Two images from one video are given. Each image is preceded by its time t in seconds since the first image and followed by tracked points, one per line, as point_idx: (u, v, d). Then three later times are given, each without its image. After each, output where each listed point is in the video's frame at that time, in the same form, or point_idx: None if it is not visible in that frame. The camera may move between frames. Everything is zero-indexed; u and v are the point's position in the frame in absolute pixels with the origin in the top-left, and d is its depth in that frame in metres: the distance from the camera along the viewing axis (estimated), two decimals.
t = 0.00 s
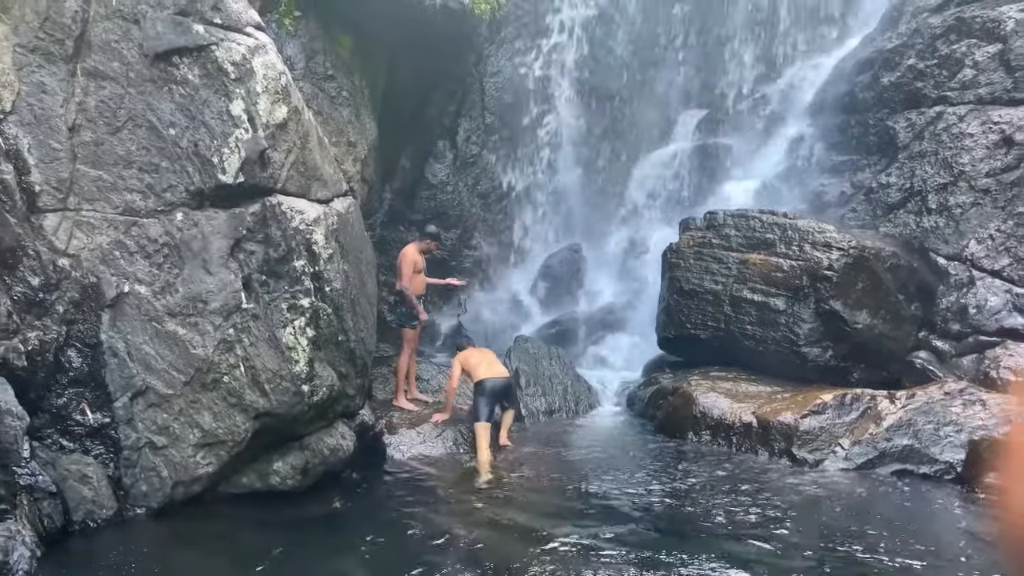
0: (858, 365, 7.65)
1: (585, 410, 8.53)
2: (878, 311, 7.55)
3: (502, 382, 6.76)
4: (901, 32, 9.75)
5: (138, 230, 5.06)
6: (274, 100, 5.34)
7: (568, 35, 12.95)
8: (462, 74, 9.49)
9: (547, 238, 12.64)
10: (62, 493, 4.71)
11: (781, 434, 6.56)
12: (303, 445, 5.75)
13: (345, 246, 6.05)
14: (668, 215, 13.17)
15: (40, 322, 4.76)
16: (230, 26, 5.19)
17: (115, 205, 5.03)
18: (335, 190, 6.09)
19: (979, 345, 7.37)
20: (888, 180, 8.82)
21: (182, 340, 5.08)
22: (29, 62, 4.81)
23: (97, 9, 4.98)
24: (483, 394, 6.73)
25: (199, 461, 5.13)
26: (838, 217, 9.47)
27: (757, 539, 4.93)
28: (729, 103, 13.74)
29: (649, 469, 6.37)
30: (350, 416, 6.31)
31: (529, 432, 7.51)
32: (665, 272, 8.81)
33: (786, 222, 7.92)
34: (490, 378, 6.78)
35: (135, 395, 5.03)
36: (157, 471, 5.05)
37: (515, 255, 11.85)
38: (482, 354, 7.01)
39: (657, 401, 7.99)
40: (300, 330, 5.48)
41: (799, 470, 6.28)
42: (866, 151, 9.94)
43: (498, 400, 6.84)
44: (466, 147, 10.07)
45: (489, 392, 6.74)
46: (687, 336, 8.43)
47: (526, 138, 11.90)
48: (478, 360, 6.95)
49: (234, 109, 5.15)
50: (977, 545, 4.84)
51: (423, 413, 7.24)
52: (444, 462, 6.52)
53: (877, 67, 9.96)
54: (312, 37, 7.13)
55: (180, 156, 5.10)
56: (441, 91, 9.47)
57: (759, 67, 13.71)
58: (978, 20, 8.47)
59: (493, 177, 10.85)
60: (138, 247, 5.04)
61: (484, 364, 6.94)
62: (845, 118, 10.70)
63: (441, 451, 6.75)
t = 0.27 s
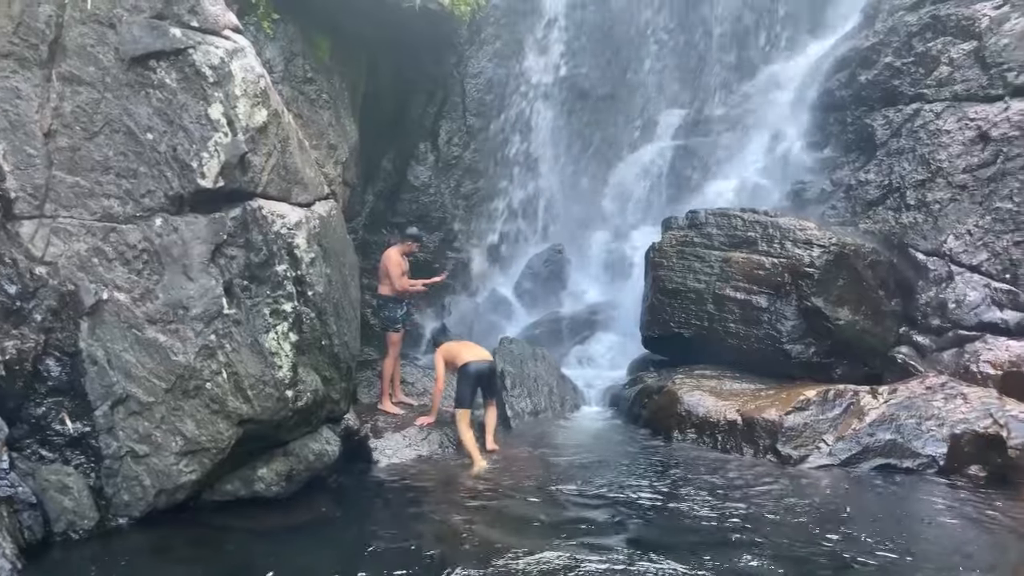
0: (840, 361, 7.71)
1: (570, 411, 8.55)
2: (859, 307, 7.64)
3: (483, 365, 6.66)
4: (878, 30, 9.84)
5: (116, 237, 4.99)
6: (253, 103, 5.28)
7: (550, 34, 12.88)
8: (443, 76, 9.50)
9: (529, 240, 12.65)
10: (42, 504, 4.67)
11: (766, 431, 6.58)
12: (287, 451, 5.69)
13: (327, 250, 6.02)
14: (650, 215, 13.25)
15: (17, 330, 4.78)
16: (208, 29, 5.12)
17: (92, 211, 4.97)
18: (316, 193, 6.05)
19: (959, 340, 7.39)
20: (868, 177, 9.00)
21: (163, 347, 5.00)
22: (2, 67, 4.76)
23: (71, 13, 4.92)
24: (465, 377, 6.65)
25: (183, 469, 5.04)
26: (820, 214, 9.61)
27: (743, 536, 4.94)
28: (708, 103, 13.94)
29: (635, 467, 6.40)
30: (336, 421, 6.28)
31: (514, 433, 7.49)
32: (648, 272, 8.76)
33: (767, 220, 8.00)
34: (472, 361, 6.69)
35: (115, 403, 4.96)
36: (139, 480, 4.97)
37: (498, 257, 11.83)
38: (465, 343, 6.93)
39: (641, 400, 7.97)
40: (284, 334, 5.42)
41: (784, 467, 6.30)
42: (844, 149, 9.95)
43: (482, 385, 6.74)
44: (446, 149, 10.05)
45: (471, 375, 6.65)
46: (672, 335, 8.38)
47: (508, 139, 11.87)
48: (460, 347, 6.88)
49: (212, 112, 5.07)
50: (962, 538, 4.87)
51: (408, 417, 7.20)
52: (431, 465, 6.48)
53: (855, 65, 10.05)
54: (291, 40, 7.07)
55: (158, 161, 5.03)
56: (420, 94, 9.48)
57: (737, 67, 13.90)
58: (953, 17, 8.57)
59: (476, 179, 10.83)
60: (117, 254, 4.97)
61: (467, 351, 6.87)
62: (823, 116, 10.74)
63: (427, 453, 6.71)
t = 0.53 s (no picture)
0: (818, 359, 7.77)
1: (551, 412, 8.53)
2: (836, 304, 7.71)
3: (460, 348, 6.73)
4: (850, 30, 9.96)
5: (88, 243, 4.89)
6: (228, 106, 5.23)
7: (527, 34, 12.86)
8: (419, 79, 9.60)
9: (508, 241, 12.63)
10: (15, 517, 4.58)
11: (745, 429, 6.65)
12: (267, 458, 5.64)
13: (304, 254, 5.96)
14: (628, 216, 13.28)
15: None
16: (180, 32, 5.07)
17: (63, 217, 4.87)
18: (293, 197, 6.01)
19: (934, 335, 7.47)
20: (842, 175, 9.09)
21: (138, 354, 4.91)
22: None
23: (39, 16, 4.83)
24: (443, 359, 6.74)
25: (159, 478, 4.98)
26: (795, 213, 9.68)
27: (726, 534, 4.93)
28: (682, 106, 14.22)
29: (615, 467, 6.41)
30: (314, 426, 6.24)
31: (495, 436, 7.46)
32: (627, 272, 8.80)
33: (744, 219, 8.06)
34: (450, 344, 6.77)
35: (89, 412, 4.86)
36: (114, 490, 4.88)
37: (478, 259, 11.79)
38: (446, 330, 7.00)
39: (623, 400, 7.95)
40: (261, 340, 5.36)
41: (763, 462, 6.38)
42: (818, 148, 10.01)
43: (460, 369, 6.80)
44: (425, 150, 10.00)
45: (448, 357, 6.74)
46: (651, 334, 8.39)
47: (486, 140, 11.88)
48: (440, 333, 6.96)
49: (186, 116, 5.03)
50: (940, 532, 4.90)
51: (388, 421, 7.15)
52: (412, 469, 6.44)
53: (828, 64, 10.12)
54: (265, 41, 7.01)
55: (131, 165, 4.95)
56: (395, 96, 9.52)
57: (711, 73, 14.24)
58: (924, 17, 8.67)
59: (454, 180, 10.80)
60: (89, 260, 4.88)
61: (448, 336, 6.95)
62: (797, 114, 10.67)
63: (408, 458, 6.66)
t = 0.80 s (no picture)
0: (796, 356, 7.86)
1: (532, 413, 8.54)
2: (813, 302, 7.80)
3: (437, 360, 6.80)
4: (824, 31, 10.07)
5: (62, 247, 4.83)
6: (203, 107, 5.15)
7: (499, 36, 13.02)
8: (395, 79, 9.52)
9: (486, 244, 12.75)
10: None
11: (725, 427, 6.67)
12: (246, 463, 5.56)
13: (282, 256, 5.93)
14: (608, 216, 13.36)
15: None
16: (154, 33, 4.99)
17: (36, 221, 4.82)
18: (271, 199, 5.98)
19: (909, 332, 7.55)
20: (817, 175, 9.18)
21: (113, 360, 4.84)
22: None
23: (9, 17, 4.76)
24: (421, 370, 6.83)
25: (136, 485, 4.91)
26: (771, 212, 9.76)
27: (707, 532, 4.95)
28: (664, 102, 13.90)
29: (595, 467, 6.42)
30: (294, 431, 6.20)
31: (476, 438, 7.46)
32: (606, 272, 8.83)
33: (722, 218, 8.12)
34: (427, 355, 6.82)
35: (65, 419, 4.80)
36: (90, 498, 4.82)
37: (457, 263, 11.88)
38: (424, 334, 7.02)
39: (603, 400, 8.04)
40: (239, 344, 5.30)
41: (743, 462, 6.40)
42: (793, 147, 10.10)
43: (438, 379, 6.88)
44: (402, 151, 9.93)
45: (426, 369, 6.82)
46: (631, 334, 8.42)
47: (463, 142, 11.93)
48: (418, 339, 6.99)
49: (161, 118, 4.96)
50: (918, 527, 4.95)
51: (369, 424, 7.13)
52: (393, 472, 6.42)
53: (803, 65, 10.20)
54: (240, 42, 6.95)
55: (104, 168, 4.88)
56: (373, 97, 9.40)
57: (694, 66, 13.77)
58: (896, 17, 8.79)
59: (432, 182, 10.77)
60: (62, 265, 4.81)
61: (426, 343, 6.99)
62: (773, 115, 10.79)
63: (388, 461, 6.63)
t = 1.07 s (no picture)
0: (777, 355, 7.98)
1: (517, 413, 8.55)
2: (794, 301, 7.89)
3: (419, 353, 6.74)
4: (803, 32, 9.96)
5: (40, 249, 4.75)
6: (184, 108, 5.15)
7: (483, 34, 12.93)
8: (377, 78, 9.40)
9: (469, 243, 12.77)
10: None
11: (709, 426, 6.70)
12: (229, 466, 5.54)
13: (264, 257, 5.91)
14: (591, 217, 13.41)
15: None
16: (135, 32, 5.00)
17: (14, 223, 4.72)
18: (252, 199, 5.97)
19: (889, 330, 7.61)
20: (798, 175, 9.24)
21: (94, 362, 4.79)
22: None
23: None
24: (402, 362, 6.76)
25: (117, 489, 4.87)
26: (753, 212, 9.82)
27: (691, 530, 4.97)
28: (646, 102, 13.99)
29: (580, 467, 6.43)
30: (278, 433, 6.16)
31: (460, 438, 7.45)
32: (590, 272, 8.87)
33: (704, 219, 8.17)
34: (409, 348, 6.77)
35: (44, 423, 4.77)
36: (71, 502, 4.78)
37: (439, 261, 11.89)
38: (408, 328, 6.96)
39: (587, 399, 8.07)
40: (222, 346, 5.31)
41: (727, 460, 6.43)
42: (773, 147, 10.16)
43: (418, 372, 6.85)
44: (384, 152, 9.90)
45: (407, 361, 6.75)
46: (614, 334, 8.47)
47: (446, 142, 11.91)
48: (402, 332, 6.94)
49: (142, 118, 4.91)
50: (901, 524, 5.00)
51: (353, 425, 7.11)
52: (377, 473, 6.41)
53: (783, 66, 10.10)
54: (221, 42, 6.93)
55: (84, 169, 4.81)
56: (356, 97, 9.33)
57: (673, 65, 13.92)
58: (876, 19, 8.82)
59: (414, 182, 10.77)
60: (41, 266, 4.74)
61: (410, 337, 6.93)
62: (753, 116, 10.85)
63: (373, 462, 6.62)
